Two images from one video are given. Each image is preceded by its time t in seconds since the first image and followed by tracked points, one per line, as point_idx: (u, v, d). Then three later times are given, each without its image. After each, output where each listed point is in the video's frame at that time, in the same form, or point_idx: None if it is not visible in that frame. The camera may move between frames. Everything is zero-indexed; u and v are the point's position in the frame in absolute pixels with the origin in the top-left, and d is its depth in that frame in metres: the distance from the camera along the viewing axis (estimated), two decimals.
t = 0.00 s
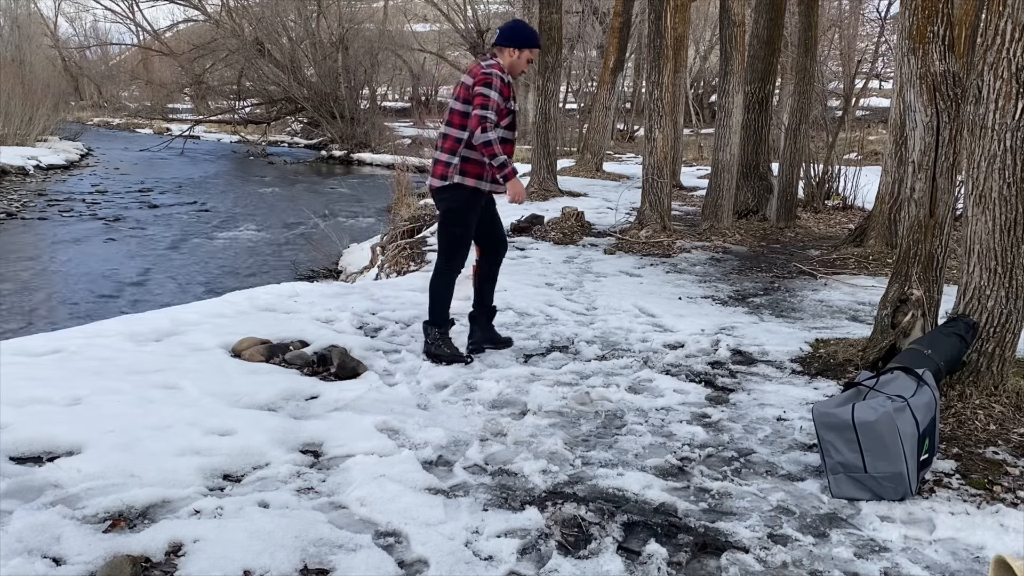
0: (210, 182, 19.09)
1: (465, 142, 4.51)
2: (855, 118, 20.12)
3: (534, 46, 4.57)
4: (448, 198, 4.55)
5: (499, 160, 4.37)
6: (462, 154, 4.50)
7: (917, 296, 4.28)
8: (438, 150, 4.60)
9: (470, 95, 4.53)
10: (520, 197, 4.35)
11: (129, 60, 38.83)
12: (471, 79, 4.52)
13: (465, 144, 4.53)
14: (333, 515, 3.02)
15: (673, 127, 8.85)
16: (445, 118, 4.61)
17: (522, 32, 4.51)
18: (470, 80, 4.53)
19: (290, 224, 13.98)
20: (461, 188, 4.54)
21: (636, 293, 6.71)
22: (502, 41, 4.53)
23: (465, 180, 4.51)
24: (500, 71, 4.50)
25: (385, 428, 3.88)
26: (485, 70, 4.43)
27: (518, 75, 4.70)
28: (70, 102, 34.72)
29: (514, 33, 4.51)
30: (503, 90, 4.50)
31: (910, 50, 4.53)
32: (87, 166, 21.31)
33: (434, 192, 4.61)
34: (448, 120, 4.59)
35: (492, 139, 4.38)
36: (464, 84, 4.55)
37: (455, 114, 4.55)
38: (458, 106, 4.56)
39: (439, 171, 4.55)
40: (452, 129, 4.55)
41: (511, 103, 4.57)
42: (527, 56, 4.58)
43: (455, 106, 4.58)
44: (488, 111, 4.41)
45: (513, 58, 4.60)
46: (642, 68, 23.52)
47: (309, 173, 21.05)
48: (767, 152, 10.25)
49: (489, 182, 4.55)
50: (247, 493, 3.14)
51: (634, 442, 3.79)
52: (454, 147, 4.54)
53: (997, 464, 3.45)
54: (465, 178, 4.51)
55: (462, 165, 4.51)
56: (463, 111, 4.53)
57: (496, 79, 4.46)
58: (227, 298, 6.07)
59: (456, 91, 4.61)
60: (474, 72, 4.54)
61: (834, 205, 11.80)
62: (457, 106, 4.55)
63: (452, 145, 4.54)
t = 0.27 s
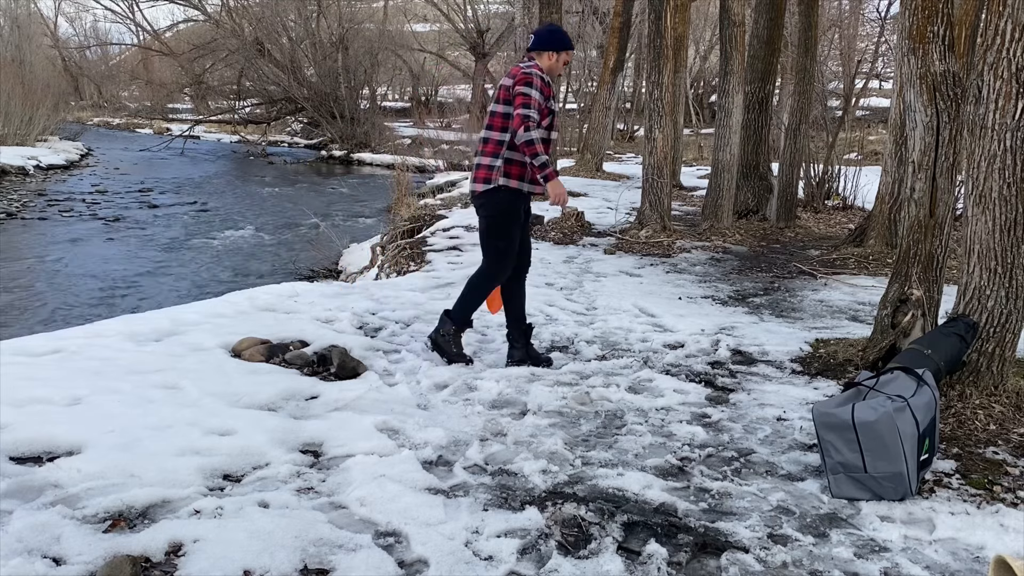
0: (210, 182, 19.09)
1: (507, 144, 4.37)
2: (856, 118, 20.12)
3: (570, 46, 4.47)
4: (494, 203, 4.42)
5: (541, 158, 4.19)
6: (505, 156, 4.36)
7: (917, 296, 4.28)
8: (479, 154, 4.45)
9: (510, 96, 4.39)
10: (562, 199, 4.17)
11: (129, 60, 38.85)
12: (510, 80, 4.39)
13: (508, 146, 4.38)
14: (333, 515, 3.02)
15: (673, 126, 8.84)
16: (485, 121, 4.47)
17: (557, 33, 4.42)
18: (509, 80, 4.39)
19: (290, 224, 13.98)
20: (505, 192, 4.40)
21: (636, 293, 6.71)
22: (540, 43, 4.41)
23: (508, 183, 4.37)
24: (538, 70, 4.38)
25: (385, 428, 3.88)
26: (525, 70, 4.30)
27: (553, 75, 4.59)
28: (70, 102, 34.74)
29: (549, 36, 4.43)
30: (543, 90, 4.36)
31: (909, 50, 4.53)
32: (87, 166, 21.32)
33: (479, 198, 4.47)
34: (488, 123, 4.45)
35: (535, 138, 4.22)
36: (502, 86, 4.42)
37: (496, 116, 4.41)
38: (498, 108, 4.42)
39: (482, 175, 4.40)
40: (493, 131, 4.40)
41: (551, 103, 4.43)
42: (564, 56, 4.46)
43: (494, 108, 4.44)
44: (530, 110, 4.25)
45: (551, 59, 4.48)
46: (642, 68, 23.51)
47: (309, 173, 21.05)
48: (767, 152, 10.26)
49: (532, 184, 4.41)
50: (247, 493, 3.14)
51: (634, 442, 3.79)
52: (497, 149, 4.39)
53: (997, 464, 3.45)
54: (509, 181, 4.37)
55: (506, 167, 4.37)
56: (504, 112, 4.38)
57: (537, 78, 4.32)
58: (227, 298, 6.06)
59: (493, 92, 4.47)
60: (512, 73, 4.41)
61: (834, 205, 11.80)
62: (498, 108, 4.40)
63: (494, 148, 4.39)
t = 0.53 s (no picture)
0: (209, 181, 19.09)
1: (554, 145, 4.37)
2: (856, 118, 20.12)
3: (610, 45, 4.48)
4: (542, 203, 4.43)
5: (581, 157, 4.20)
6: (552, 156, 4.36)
7: (917, 296, 4.28)
8: (525, 156, 4.45)
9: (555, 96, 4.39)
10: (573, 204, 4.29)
11: (129, 60, 38.85)
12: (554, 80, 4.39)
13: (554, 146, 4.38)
14: (333, 515, 3.02)
15: (673, 127, 8.84)
16: (530, 122, 4.47)
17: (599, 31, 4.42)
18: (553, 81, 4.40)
19: (290, 224, 13.98)
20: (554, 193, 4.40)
21: (636, 293, 6.71)
22: (580, 41, 4.42)
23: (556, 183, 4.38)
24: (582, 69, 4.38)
25: (385, 428, 3.87)
26: (569, 70, 4.32)
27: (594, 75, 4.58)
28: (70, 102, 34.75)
29: (590, 33, 4.43)
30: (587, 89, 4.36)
31: (909, 50, 4.53)
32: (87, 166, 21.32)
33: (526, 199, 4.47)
34: (533, 124, 4.44)
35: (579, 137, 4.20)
36: (547, 85, 4.41)
37: (541, 116, 4.42)
38: (543, 108, 4.42)
39: (530, 176, 4.41)
40: (537, 132, 4.43)
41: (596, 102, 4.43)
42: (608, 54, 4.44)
43: (539, 109, 4.44)
44: (570, 109, 4.28)
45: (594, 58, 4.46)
46: (642, 68, 23.51)
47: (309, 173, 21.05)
48: (767, 152, 10.26)
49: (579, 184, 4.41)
50: (247, 493, 3.14)
51: (634, 442, 3.79)
52: (543, 150, 4.40)
53: (997, 464, 3.45)
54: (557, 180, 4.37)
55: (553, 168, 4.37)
56: (546, 113, 4.41)
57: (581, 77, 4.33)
58: (227, 298, 6.06)
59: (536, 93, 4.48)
60: (556, 73, 4.41)
61: (834, 205, 11.80)
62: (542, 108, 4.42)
63: (540, 149, 4.41)
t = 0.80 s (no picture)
0: (209, 182, 19.09)
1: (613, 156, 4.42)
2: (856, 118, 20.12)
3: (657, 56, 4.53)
4: (596, 213, 4.47)
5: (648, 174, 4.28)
6: (611, 168, 4.42)
7: (917, 296, 4.28)
8: (580, 165, 4.47)
9: (615, 107, 4.41)
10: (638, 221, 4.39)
11: (129, 60, 38.83)
12: (615, 90, 4.39)
13: (612, 158, 4.43)
14: (333, 515, 3.02)
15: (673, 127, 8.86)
16: (585, 130, 4.46)
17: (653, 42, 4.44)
18: (614, 91, 4.40)
19: (290, 224, 13.98)
20: (610, 204, 4.47)
21: (636, 294, 6.71)
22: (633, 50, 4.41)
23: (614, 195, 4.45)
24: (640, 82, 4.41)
25: (385, 428, 3.88)
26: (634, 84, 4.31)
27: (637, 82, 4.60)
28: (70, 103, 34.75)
29: (637, 39, 4.42)
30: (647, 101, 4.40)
31: (910, 50, 4.53)
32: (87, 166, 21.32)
33: (580, 207, 4.51)
34: (590, 133, 4.44)
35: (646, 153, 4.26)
36: (607, 95, 4.42)
37: (600, 126, 4.42)
38: (603, 118, 4.43)
39: (586, 185, 4.44)
40: (595, 142, 4.44)
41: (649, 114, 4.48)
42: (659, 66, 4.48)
43: (597, 118, 4.44)
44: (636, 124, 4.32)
45: (640, 65, 4.48)
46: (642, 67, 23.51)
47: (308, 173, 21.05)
48: (767, 152, 10.26)
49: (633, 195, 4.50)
50: (247, 493, 3.14)
51: (634, 442, 3.79)
52: (601, 160, 4.43)
53: (997, 464, 3.45)
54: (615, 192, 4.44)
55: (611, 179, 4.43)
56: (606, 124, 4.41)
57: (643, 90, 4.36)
58: (227, 298, 6.06)
59: (592, 101, 4.46)
60: (615, 83, 4.42)
61: (834, 205, 11.80)
62: (601, 119, 4.42)
63: (598, 159, 4.43)
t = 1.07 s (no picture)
0: (209, 182, 19.08)
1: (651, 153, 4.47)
2: (856, 118, 20.12)
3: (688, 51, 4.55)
4: (631, 211, 4.54)
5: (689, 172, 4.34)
6: (649, 165, 4.48)
7: (917, 296, 4.28)
8: (617, 162, 4.50)
9: (655, 105, 4.41)
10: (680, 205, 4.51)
11: (129, 60, 38.82)
12: (653, 89, 4.39)
13: (649, 154, 4.48)
14: (333, 515, 3.02)
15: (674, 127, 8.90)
16: (622, 128, 4.49)
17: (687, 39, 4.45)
18: (652, 90, 4.40)
19: (291, 224, 13.99)
20: (647, 200, 4.54)
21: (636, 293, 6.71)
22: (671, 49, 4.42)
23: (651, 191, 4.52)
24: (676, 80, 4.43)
25: (385, 428, 3.88)
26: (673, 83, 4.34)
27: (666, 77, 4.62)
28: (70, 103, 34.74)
29: (671, 40, 4.51)
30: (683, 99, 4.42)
31: (909, 50, 4.54)
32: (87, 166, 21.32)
33: (615, 204, 4.57)
34: (627, 130, 4.47)
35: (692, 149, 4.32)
36: (645, 94, 4.41)
37: (638, 124, 4.44)
38: (640, 116, 4.44)
39: (624, 183, 4.49)
40: (632, 140, 4.47)
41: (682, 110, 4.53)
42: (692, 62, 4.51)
43: (634, 116, 4.45)
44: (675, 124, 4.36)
45: (671, 63, 4.56)
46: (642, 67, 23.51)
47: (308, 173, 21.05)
48: (767, 152, 10.26)
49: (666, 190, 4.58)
50: (247, 493, 3.14)
51: (634, 442, 3.79)
52: (638, 158, 4.48)
53: (997, 464, 3.45)
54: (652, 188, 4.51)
55: (648, 176, 4.49)
56: (643, 122, 4.44)
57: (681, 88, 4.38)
58: (227, 298, 6.06)
59: (629, 99, 4.47)
60: (653, 81, 4.42)
61: (834, 205, 11.80)
62: (638, 116, 4.44)
63: (635, 156, 4.47)
